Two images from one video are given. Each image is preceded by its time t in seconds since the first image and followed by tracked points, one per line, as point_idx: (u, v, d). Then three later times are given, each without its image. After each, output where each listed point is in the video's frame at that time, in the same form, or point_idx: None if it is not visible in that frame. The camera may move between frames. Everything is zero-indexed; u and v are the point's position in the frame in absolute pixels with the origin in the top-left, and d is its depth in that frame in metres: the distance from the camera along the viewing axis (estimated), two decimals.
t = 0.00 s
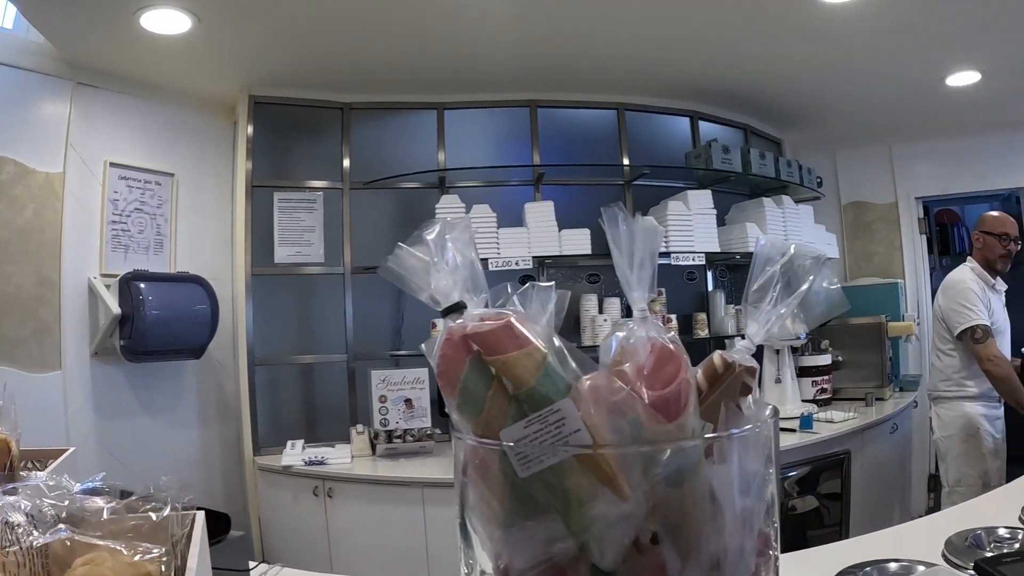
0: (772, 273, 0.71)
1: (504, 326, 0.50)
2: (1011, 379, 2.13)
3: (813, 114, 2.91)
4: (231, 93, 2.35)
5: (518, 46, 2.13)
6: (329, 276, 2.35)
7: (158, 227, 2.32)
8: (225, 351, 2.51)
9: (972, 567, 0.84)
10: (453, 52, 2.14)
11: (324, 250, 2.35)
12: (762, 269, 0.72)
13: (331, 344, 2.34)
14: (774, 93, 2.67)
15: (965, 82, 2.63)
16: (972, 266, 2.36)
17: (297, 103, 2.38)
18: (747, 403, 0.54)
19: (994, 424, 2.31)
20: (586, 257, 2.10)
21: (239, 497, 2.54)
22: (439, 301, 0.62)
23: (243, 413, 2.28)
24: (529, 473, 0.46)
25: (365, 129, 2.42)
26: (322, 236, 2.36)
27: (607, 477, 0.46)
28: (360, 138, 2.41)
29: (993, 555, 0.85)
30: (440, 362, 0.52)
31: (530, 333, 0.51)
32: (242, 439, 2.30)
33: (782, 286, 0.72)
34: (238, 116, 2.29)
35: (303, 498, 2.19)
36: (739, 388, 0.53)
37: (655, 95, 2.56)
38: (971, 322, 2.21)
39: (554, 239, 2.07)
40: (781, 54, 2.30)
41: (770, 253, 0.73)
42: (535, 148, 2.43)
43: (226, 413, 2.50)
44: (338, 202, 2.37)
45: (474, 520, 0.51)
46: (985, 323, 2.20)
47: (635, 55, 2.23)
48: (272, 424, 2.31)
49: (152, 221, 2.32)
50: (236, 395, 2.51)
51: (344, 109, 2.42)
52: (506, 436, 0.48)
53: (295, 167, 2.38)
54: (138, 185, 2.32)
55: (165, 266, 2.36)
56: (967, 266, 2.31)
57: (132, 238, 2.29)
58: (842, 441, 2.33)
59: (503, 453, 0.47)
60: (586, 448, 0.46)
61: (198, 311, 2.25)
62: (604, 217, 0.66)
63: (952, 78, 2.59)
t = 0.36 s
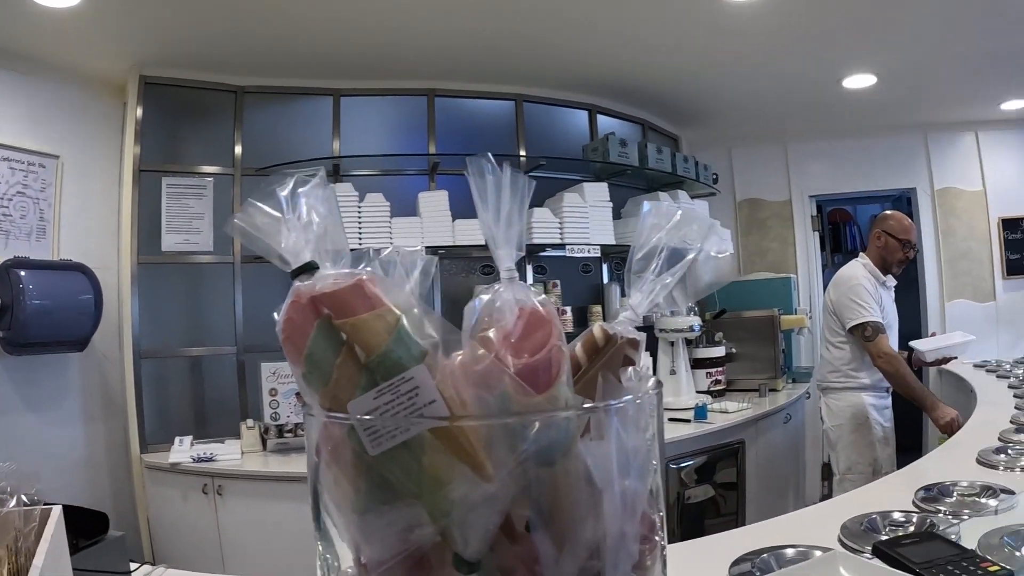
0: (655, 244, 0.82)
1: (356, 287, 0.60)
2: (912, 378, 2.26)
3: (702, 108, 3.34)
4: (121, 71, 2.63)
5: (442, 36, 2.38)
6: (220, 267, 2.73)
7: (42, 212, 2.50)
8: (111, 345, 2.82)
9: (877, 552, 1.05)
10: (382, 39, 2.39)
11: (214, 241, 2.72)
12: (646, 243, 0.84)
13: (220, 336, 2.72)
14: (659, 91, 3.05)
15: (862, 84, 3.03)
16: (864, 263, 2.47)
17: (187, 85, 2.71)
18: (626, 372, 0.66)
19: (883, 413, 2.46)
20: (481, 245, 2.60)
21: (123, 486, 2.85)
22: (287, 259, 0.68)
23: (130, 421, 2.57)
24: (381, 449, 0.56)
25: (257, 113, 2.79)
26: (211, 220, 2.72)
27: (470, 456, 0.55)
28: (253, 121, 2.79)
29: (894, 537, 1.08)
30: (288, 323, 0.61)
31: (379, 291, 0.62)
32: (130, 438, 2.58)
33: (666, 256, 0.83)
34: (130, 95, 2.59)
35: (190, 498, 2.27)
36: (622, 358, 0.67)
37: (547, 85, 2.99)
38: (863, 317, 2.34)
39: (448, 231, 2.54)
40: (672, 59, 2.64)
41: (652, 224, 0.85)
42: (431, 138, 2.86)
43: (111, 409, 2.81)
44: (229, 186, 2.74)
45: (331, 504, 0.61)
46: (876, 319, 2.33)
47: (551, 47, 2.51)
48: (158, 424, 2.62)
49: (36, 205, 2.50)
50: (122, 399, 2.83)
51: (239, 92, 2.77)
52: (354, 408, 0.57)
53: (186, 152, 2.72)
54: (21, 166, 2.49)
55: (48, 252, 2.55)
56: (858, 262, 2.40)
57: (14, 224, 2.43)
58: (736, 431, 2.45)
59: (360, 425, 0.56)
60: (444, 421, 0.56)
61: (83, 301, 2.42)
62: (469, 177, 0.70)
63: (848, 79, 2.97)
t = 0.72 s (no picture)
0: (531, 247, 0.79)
1: (211, 298, 0.59)
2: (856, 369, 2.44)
3: (645, 95, 3.62)
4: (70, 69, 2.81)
5: (401, 26, 2.56)
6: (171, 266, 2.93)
7: None
8: (59, 348, 2.98)
9: (793, 550, 1.01)
10: (340, 28, 2.55)
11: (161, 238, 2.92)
12: (523, 245, 0.80)
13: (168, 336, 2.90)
14: (594, 77, 3.32)
15: (811, 78, 3.46)
16: (814, 255, 2.64)
17: (135, 81, 2.92)
18: (484, 386, 0.65)
19: (829, 405, 2.67)
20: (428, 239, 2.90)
21: (76, 488, 3.01)
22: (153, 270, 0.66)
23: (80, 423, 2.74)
24: (231, 457, 0.56)
25: (203, 107, 3.01)
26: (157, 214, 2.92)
27: (316, 465, 0.55)
28: (199, 115, 3.00)
29: (812, 536, 1.03)
30: (149, 332, 0.60)
31: (236, 301, 0.60)
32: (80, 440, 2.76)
33: (542, 260, 0.80)
34: (76, 93, 2.79)
35: (142, 497, 2.52)
36: (496, 362, 0.66)
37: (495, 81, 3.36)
38: (804, 308, 2.51)
39: (395, 225, 2.82)
40: (617, 42, 2.81)
41: (530, 225, 0.81)
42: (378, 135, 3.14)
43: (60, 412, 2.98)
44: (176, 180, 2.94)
45: (200, 510, 0.61)
46: (818, 309, 2.49)
47: (501, 33, 2.66)
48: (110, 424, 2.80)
49: None
50: (71, 402, 3.01)
51: (185, 87, 2.99)
52: (203, 415, 0.58)
53: (133, 148, 2.93)
54: None
55: None
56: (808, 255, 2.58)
57: None
58: (688, 423, 2.84)
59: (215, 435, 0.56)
60: (289, 430, 0.55)
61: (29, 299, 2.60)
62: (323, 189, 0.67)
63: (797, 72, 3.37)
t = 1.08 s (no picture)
0: (485, 249, 0.77)
1: (154, 304, 0.57)
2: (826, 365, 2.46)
3: (626, 94, 3.65)
4: (48, 65, 2.83)
5: (383, 25, 2.57)
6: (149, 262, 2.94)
7: None
8: (38, 347, 2.98)
9: (761, 555, 0.97)
10: (322, 26, 2.56)
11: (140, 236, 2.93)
12: (476, 247, 0.78)
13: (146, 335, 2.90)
14: (574, 76, 3.35)
15: (794, 77, 3.47)
16: (791, 254, 2.70)
17: (116, 79, 2.94)
18: (427, 392, 0.62)
19: (807, 403, 2.70)
20: (407, 238, 2.91)
21: (55, 489, 3.02)
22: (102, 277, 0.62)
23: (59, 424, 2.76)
24: (172, 464, 0.54)
25: (182, 104, 3.01)
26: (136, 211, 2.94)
27: (254, 472, 0.53)
28: (179, 112, 3.01)
29: (779, 540, 1.00)
30: (94, 339, 0.58)
31: (180, 308, 0.58)
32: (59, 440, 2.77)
33: (495, 262, 0.78)
34: (54, 89, 2.81)
35: (122, 497, 2.55)
36: (445, 367, 0.65)
37: (475, 79, 3.37)
38: (773, 306, 2.56)
39: (374, 224, 2.85)
40: (599, 41, 2.83)
41: (482, 227, 0.79)
42: (360, 132, 3.16)
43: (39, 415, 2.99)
44: (155, 178, 2.97)
45: (148, 517, 0.58)
46: (786, 307, 2.55)
47: (483, 31, 2.68)
48: (88, 425, 2.81)
49: None
50: (50, 404, 3.02)
51: (164, 84, 3.00)
52: (147, 422, 0.56)
53: (111, 146, 2.93)
54: None
55: None
56: (787, 253, 2.66)
57: None
58: (668, 421, 2.92)
59: (157, 442, 0.55)
60: (227, 437, 0.53)
61: (9, 299, 2.74)
62: (262, 194, 0.64)
63: (779, 71, 3.38)
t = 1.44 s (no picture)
0: (473, 252, 0.77)
1: (144, 308, 0.55)
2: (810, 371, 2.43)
3: (618, 91, 3.65)
4: (39, 63, 2.83)
5: (375, 22, 2.57)
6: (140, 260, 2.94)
7: None
8: (30, 346, 2.99)
9: (752, 555, 0.96)
10: (315, 23, 2.56)
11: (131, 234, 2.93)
12: (465, 247, 0.78)
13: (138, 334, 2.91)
14: (567, 74, 3.35)
15: (786, 74, 3.48)
16: (781, 253, 2.70)
17: (108, 76, 2.94)
18: (415, 396, 0.61)
19: (795, 400, 2.72)
20: (399, 237, 2.92)
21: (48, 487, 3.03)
22: (91, 282, 0.60)
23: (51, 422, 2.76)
24: (162, 468, 0.53)
25: (174, 101, 3.01)
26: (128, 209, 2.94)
27: (243, 475, 0.52)
28: (171, 109, 3.01)
29: (768, 538, 1.00)
30: (84, 343, 0.56)
31: (171, 311, 0.56)
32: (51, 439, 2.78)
33: (484, 264, 0.78)
34: (46, 87, 2.81)
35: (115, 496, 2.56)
36: (436, 370, 0.63)
37: (467, 77, 3.37)
38: (764, 307, 2.56)
39: (367, 222, 2.85)
40: (592, 38, 2.83)
41: (471, 229, 0.79)
42: (352, 129, 3.16)
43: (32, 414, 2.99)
44: (147, 176, 2.97)
45: (139, 521, 0.58)
46: (776, 309, 2.55)
47: (475, 28, 2.68)
48: (80, 424, 2.81)
49: None
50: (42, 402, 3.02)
51: (156, 82, 3.00)
52: (137, 427, 0.54)
53: (103, 144, 2.93)
54: None
55: None
56: (779, 252, 2.67)
57: None
58: (660, 419, 2.92)
59: (148, 448, 0.54)
60: (216, 443, 0.52)
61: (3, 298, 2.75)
62: (251, 197, 0.64)
63: (772, 69, 3.39)
